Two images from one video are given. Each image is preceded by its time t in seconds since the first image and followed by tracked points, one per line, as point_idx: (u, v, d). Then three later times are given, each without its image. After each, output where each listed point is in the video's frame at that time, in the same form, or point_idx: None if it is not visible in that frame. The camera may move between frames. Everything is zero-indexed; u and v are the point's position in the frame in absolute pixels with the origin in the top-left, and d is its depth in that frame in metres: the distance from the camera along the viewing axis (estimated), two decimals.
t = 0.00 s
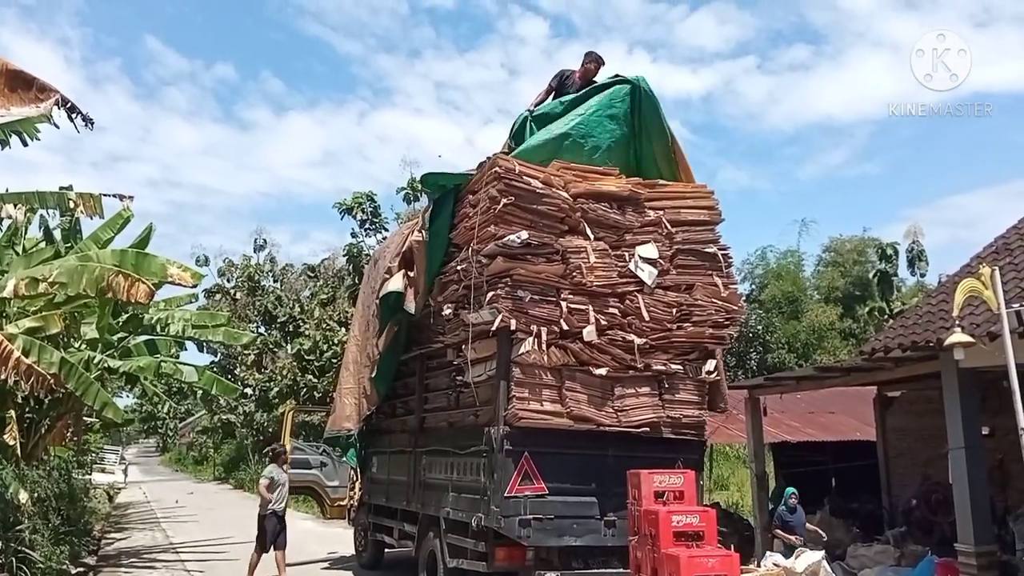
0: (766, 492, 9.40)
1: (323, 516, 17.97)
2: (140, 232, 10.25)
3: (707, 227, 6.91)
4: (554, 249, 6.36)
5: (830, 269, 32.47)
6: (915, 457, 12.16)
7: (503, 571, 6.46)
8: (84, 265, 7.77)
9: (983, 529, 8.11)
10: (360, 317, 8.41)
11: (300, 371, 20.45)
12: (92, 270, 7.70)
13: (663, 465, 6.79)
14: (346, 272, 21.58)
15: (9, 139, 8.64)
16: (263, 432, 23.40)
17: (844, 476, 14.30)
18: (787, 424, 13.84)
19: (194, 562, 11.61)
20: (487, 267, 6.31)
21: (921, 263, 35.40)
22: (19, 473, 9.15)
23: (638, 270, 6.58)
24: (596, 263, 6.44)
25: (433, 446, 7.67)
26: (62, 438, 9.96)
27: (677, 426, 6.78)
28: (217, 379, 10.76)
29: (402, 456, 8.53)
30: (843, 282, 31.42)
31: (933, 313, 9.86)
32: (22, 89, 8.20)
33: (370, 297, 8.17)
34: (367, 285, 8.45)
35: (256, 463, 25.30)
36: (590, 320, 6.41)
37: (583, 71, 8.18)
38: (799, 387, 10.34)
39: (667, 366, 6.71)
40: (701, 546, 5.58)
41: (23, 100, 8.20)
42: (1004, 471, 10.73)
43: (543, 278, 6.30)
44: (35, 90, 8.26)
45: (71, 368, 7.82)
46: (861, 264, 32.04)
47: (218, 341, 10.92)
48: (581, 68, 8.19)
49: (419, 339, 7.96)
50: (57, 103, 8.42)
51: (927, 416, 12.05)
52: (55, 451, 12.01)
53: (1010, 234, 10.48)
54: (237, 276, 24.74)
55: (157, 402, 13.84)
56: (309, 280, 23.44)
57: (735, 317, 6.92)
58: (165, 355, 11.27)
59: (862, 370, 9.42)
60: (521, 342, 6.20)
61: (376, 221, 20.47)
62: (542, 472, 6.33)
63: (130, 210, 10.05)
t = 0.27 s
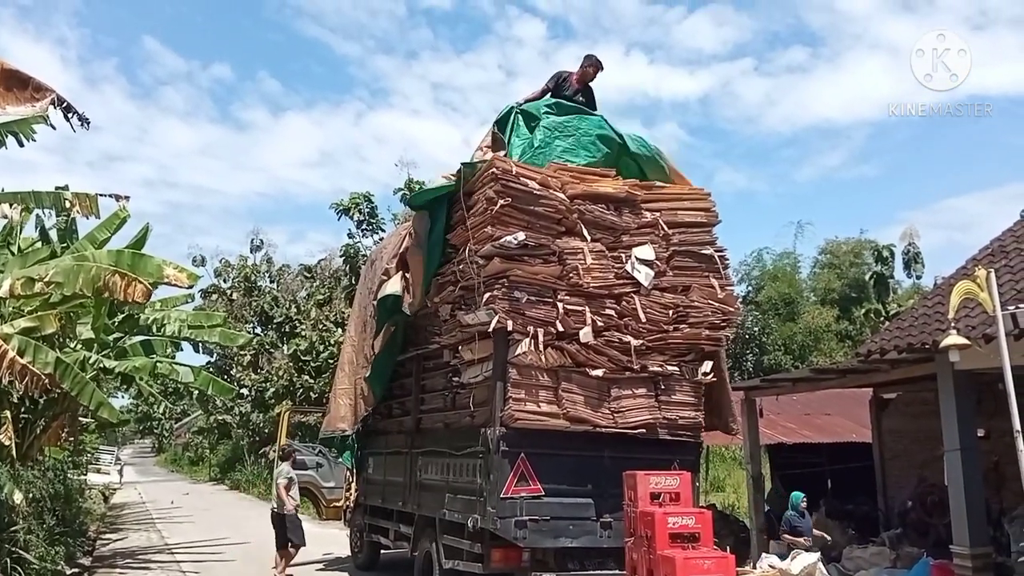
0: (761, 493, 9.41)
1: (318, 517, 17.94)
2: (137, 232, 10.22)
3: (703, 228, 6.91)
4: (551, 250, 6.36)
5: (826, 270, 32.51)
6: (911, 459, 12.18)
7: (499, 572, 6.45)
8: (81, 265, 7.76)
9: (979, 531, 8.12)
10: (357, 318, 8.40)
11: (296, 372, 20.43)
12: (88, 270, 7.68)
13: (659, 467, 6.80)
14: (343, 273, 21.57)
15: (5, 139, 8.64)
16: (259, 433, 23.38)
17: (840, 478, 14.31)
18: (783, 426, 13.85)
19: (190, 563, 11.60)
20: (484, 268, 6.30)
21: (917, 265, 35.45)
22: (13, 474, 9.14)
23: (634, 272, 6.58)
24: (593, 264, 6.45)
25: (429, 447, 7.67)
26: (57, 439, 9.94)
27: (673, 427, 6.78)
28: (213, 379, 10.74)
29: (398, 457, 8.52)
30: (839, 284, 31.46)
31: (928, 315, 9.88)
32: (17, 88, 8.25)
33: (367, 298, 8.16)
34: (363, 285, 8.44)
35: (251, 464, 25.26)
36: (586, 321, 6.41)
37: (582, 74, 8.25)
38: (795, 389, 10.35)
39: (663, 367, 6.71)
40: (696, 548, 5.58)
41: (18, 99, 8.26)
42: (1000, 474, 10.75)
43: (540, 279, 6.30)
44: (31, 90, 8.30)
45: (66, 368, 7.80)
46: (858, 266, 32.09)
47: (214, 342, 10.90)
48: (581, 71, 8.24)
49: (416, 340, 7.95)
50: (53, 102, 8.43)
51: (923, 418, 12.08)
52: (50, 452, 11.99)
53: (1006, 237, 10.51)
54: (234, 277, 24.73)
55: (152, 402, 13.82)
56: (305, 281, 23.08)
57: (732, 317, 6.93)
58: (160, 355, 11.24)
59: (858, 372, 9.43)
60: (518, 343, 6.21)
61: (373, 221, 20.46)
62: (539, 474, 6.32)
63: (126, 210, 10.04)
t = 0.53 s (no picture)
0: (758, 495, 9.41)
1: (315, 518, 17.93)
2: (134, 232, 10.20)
3: (701, 229, 6.91)
4: (548, 251, 6.36)
5: (823, 272, 32.56)
6: (907, 461, 12.20)
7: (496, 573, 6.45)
8: (77, 265, 7.75)
9: (975, 533, 8.14)
10: (354, 318, 8.40)
11: (293, 373, 20.42)
12: (84, 270, 7.67)
13: (656, 468, 6.80)
14: (340, 273, 21.55)
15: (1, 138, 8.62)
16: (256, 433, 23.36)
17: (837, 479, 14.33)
18: (780, 426, 13.85)
19: (187, 563, 11.58)
20: (481, 269, 6.30)
21: (914, 266, 35.52)
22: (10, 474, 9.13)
23: (632, 273, 6.58)
24: (590, 265, 6.45)
25: (426, 447, 7.67)
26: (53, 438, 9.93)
27: (670, 429, 6.79)
28: (210, 379, 10.73)
29: (395, 458, 8.52)
30: (836, 286, 31.49)
31: (925, 316, 9.90)
32: (14, 86, 8.21)
33: (364, 298, 8.16)
34: (361, 286, 8.44)
35: (248, 464, 25.25)
36: (584, 322, 6.41)
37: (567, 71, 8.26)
38: (792, 390, 10.36)
39: (660, 368, 6.72)
40: (693, 549, 5.58)
41: (16, 97, 8.23)
42: (996, 475, 10.77)
43: (537, 280, 6.30)
44: (28, 88, 8.27)
45: (63, 368, 7.79)
46: (855, 267, 32.14)
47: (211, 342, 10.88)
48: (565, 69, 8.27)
49: (413, 341, 7.95)
50: (50, 101, 8.42)
51: (920, 420, 12.09)
52: (46, 452, 11.96)
53: (1003, 239, 10.52)
54: (231, 277, 24.71)
55: (148, 403, 13.80)
56: (303, 281, 23.32)
57: (729, 318, 6.94)
58: (157, 355, 11.23)
59: (855, 373, 9.44)
60: (515, 344, 6.21)
61: (371, 221, 20.45)
62: (536, 475, 6.32)
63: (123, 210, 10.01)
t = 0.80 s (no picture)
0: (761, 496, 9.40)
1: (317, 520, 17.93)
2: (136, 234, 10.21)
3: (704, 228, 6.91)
4: (551, 252, 6.35)
5: (825, 273, 32.53)
6: (910, 462, 12.18)
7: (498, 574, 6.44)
8: (80, 266, 7.76)
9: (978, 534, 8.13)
10: (357, 320, 8.39)
11: (296, 374, 20.43)
12: (87, 271, 7.68)
13: (658, 469, 6.79)
14: (343, 275, 21.58)
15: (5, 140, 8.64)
16: (259, 434, 23.39)
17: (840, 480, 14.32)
18: (782, 428, 13.84)
19: (189, 564, 11.58)
20: (483, 270, 6.29)
21: (917, 267, 35.47)
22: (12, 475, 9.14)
23: (634, 274, 6.57)
24: (592, 266, 6.45)
25: (428, 449, 7.66)
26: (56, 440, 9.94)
27: (672, 430, 6.78)
28: (212, 381, 10.74)
29: (397, 459, 8.52)
30: (839, 287, 31.47)
31: (928, 317, 9.89)
32: (18, 88, 8.25)
33: (367, 299, 8.16)
34: (363, 287, 8.44)
35: (251, 466, 25.27)
36: (586, 323, 6.41)
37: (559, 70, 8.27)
38: (795, 391, 10.36)
39: (662, 370, 6.71)
40: (696, 551, 5.57)
41: (19, 99, 8.25)
42: (999, 476, 10.74)
43: (540, 281, 6.29)
44: (31, 90, 8.29)
45: (65, 369, 7.80)
46: (857, 268, 32.12)
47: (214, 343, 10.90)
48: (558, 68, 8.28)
49: (416, 342, 7.94)
50: (53, 103, 8.44)
51: (922, 421, 12.08)
52: (49, 454, 11.97)
53: (1006, 240, 10.51)
54: (233, 278, 24.74)
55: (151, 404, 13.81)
56: (305, 282, 23.06)
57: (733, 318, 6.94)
58: (160, 356, 11.23)
59: (857, 375, 9.44)
60: (517, 345, 6.21)
61: (373, 223, 20.46)
62: (538, 476, 6.32)
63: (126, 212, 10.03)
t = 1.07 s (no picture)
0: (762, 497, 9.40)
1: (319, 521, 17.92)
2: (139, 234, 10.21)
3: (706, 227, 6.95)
4: (552, 252, 6.35)
5: (827, 274, 32.52)
6: (912, 463, 12.18)
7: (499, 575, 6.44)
8: (81, 267, 7.77)
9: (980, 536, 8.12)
10: (359, 320, 8.38)
11: (297, 374, 20.44)
12: (88, 271, 7.69)
13: (659, 470, 6.80)
14: (344, 275, 21.60)
15: (7, 141, 8.64)
16: (260, 435, 23.40)
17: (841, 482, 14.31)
18: (783, 429, 13.83)
19: (190, 565, 11.58)
20: (485, 271, 6.29)
21: (918, 269, 35.45)
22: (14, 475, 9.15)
23: (635, 275, 6.56)
24: (594, 267, 6.44)
25: (430, 450, 7.67)
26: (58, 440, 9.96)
27: (673, 431, 6.79)
28: (214, 381, 10.74)
29: (399, 460, 8.52)
30: (840, 288, 31.47)
31: (929, 319, 9.90)
32: (20, 89, 8.24)
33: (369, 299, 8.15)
34: (365, 287, 8.44)
35: (252, 466, 25.30)
36: (587, 323, 6.41)
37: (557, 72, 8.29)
38: (797, 392, 10.35)
39: (664, 370, 6.71)
40: (697, 551, 5.57)
41: (21, 100, 8.24)
42: (1000, 477, 10.74)
43: (541, 282, 6.29)
44: (34, 91, 8.30)
45: (67, 369, 7.81)
46: (859, 270, 32.11)
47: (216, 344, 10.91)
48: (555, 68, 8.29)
49: (417, 343, 7.95)
50: (56, 104, 8.44)
51: (924, 422, 12.07)
52: (51, 454, 11.98)
53: (1008, 241, 10.51)
54: (235, 279, 24.76)
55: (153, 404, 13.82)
56: (307, 283, 23.26)
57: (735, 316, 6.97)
58: (161, 357, 11.23)
59: (859, 376, 9.44)
60: (519, 346, 6.21)
61: (374, 224, 20.46)
62: (539, 477, 6.32)
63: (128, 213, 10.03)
